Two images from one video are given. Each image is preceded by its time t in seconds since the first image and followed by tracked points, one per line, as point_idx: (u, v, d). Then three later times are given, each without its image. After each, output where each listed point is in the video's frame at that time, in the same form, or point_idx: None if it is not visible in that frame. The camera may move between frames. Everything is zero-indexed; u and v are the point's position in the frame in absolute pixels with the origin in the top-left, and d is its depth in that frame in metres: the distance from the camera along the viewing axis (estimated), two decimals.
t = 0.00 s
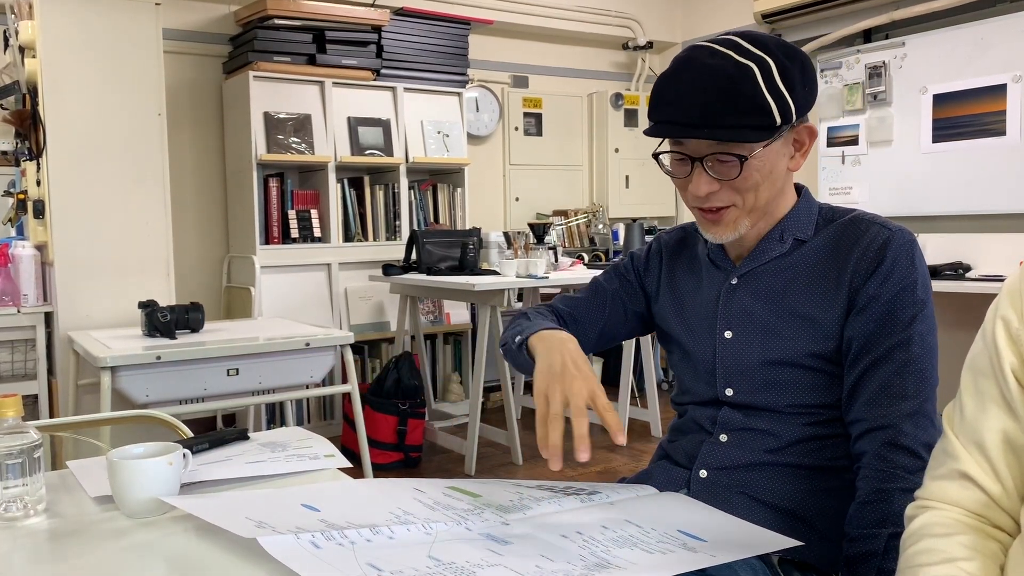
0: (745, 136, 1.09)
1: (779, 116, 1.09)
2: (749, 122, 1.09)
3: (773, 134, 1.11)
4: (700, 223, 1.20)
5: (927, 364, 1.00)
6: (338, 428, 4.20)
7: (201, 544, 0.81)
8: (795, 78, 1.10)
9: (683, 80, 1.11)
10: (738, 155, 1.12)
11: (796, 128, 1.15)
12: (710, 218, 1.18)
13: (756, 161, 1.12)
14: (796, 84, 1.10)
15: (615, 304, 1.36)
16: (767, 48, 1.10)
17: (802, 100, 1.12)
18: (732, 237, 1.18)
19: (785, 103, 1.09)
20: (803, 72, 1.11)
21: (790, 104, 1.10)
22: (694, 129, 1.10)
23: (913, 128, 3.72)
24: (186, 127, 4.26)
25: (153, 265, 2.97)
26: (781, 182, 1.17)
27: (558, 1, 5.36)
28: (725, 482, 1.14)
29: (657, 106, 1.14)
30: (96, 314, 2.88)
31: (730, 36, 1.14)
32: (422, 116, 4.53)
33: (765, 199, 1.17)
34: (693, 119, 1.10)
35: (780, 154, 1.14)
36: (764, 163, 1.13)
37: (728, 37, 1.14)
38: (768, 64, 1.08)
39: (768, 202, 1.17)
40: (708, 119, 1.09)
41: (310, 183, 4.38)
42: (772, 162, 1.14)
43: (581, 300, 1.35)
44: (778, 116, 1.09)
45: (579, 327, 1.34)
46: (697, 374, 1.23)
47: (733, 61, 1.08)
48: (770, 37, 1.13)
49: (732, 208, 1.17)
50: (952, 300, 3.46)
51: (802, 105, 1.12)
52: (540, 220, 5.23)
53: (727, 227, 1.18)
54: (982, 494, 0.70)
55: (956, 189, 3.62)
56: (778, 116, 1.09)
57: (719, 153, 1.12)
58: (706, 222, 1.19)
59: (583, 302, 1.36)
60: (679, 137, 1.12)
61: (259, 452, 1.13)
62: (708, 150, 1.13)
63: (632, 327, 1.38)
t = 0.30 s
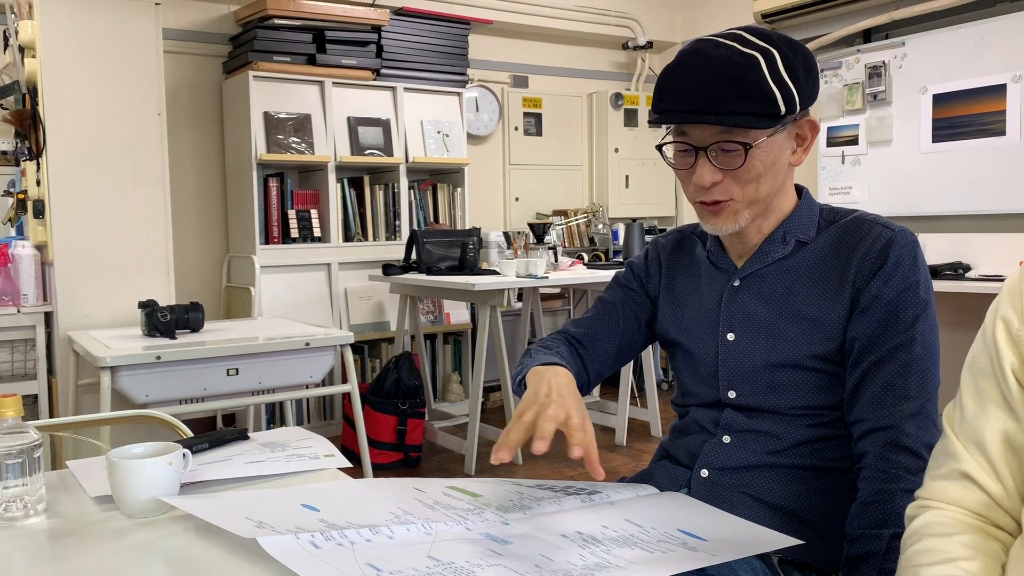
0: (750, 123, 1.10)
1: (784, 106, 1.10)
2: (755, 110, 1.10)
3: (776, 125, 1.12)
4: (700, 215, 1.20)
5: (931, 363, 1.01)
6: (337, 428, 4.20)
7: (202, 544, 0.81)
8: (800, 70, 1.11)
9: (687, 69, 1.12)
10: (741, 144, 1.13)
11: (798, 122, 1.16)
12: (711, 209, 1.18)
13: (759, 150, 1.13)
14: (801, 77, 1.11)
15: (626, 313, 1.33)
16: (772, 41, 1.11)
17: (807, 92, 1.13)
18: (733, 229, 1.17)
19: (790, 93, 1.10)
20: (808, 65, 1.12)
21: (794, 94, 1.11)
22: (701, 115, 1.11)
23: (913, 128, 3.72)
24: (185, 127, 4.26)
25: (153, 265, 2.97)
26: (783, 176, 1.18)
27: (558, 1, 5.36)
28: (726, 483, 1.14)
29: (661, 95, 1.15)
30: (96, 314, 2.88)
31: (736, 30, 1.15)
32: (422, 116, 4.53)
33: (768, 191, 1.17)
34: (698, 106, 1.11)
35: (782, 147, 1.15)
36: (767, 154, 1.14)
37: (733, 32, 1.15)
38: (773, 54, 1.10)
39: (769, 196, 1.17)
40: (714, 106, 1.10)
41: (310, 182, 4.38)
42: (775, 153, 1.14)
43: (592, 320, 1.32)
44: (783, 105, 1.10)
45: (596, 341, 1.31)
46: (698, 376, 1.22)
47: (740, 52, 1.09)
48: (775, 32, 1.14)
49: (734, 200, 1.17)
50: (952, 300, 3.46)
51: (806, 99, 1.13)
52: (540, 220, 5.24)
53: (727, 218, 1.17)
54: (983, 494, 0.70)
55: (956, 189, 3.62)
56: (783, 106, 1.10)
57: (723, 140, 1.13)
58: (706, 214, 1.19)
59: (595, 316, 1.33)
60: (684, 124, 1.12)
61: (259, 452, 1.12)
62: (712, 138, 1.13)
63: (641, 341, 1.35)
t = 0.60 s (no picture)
0: (757, 113, 1.10)
1: (792, 102, 1.10)
2: (762, 101, 1.10)
3: (781, 120, 1.13)
4: (703, 212, 1.20)
5: (932, 363, 1.01)
6: (337, 428, 4.20)
7: (202, 544, 0.81)
8: (808, 68, 1.11)
9: (696, 58, 1.12)
10: (747, 136, 1.13)
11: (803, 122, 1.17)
12: (714, 205, 1.18)
13: (763, 145, 1.13)
14: (810, 75, 1.11)
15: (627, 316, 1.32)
16: (783, 38, 1.11)
17: (815, 90, 1.13)
18: (735, 227, 1.17)
19: (798, 89, 1.10)
20: (816, 63, 1.12)
21: (801, 90, 1.11)
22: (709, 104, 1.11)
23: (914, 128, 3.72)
24: (186, 127, 4.26)
25: (153, 265, 2.97)
26: (785, 175, 1.18)
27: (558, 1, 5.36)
28: (727, 484, 1.14)
29: (668, 86, 1.15)
30: (96, 314, 2.88)
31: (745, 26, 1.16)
32: (422, 116, 4.52)
33: (770, 189, 1.17)
34: (709, 93, 1.11)
35: (785, 144, 1.15)
36: (771, 150, 1.14)
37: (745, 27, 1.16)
38: (783, 50, 1.10)
39: (771, 195, 1.18)
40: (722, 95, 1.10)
41: (310, 182, 4.38)
42: (779, 150, 1.15)
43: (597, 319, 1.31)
44: (790, 98, 1.10)
45: (601, 346, 1.30)
46: (698, 378, 1.22)
47: (751, 44, 1.10)
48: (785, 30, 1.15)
49: (736, 195, 1.17)
50: (952, 300, 3.47)
51: (812, 99, 1.13)
52: (540, 220, 5.24)
53: (730, 216, 1.17)
54: (983, 494, 0.70)
55: (957, 188, 3.62)
56: (790, 101, 1.10)
57: (729, 131, 1.13)
58: (708, 209, 1.19)
59: (596, 320, 1.32)
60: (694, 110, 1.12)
61: (259, 452, 1.12)
62: (718, 130, 1.14)
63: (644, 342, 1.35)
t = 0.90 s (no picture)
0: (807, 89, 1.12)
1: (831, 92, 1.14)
2: (811, 82, 1.12)
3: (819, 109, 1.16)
4: (730, 186, 1.18)
5: (931, 362, 1.01)
6: (337, 428, 4.20)
7: (201, 543, 0.81)
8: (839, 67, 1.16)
9: (749, 31, 1.13)
10: (789, 115, 1.15)
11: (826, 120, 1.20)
12: (745, 178, 1.17)
13: (805, 128, 1.16)
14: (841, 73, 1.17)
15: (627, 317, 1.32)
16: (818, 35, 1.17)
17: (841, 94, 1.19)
18: (761, 206, 1.17)
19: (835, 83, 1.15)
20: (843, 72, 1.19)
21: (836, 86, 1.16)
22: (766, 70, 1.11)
23: (914, 128, 3.72)
24: (186, 127, 4.26)
25: (153, 265, 2.98)
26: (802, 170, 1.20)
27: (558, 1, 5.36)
28: (727, 485, 1.14)
29: (719, 52, 1.15)
30: (96, 314, 2.88)
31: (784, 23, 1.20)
32: (422, 116, 4.52)
33: (791, 178, 1.19)
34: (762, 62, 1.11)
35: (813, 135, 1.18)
36: (804, 135, 1.16)
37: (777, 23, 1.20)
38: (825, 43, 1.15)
39: (791, 182, 1.19)
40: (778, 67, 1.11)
41: (310, 182, 4.38)
42: (809, 142, 1.18)
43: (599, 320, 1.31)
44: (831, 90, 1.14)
45: (603, 347, 1.30)
46: (698, 380, 1.22)
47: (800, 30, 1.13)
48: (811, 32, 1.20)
49: (765, 174, 1.17)
50: (952, 300, 3.47)
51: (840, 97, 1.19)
52: (541, 220, 5.24)
53: (757, 194, 1.17)
54: (982, 493, 0.70)
55: (956, 188, 3.62)
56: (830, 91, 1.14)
57: (774, 106, 1.14)
58: (736, 185, 1.18)
59: (598, 321, 1.32)
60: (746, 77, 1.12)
61: (259, 452, 1.12)
62: (764, 103, 1.14)
63: (642, 342, 1.35)
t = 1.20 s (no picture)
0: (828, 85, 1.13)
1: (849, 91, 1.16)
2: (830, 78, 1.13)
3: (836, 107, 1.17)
4: (748, 176, 1.18)
5: (936, 363, 1.01)
6: (337, 427, 4.20)
7: (202, 543, 0.81)
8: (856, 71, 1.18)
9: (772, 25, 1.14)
10: (808, 110, 1.15)
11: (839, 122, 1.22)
12: (762, 169, 1.18)
13: (822, 124, 1.16)
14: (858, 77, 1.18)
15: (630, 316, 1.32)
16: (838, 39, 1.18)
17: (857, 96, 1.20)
18: (777, 197, 1.17)
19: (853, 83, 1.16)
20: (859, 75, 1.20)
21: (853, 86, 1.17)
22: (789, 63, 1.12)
23: (914, 128, 3.71)
24: (186, 127, 4.26)
25: (153, 265, 2.98)
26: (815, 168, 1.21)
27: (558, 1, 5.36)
28: (728, 484, 1.14)
29: (741, 44, 1.16)
30: (96, 314, 2.89)
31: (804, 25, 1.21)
32: (422, 116, 4.52)
33: (806, 175, 1.19)
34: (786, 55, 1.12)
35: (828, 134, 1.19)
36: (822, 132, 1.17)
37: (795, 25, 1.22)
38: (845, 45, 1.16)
39: (805, 179, 1.20)
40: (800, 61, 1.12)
41: (310, 182, 4.38)
42: (825, 139, 1.19)
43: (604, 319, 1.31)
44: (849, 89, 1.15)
45: (608, 346, 1.30)
46: (701, 379, 1.22)
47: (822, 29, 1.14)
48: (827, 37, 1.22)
49: (781, 167, 1.17)
50: (951, 300, 3.47)
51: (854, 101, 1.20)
52: (541, 220, 5.24)
53: (773, 184, 1.17)
54: (981, 493, 0.70)
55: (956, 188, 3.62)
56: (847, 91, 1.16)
57: (793, 100, 1.15)
58: (754, 174, 1.18)
59: (604, 319, 1.32)
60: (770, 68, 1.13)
61: (259, 452, 1.12)
62: (784, 95, 1.15)
63: (647, 341, 1.35)
